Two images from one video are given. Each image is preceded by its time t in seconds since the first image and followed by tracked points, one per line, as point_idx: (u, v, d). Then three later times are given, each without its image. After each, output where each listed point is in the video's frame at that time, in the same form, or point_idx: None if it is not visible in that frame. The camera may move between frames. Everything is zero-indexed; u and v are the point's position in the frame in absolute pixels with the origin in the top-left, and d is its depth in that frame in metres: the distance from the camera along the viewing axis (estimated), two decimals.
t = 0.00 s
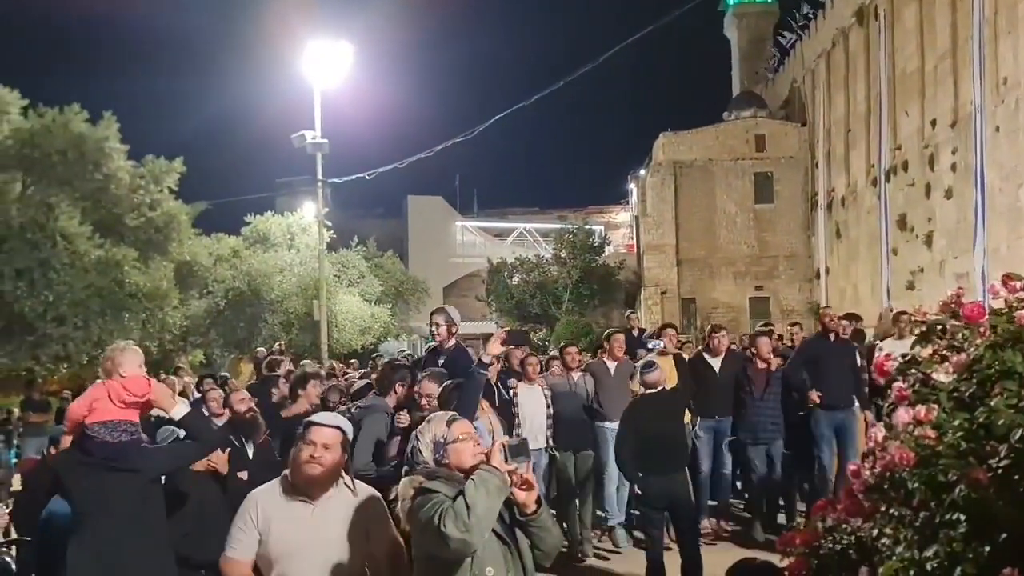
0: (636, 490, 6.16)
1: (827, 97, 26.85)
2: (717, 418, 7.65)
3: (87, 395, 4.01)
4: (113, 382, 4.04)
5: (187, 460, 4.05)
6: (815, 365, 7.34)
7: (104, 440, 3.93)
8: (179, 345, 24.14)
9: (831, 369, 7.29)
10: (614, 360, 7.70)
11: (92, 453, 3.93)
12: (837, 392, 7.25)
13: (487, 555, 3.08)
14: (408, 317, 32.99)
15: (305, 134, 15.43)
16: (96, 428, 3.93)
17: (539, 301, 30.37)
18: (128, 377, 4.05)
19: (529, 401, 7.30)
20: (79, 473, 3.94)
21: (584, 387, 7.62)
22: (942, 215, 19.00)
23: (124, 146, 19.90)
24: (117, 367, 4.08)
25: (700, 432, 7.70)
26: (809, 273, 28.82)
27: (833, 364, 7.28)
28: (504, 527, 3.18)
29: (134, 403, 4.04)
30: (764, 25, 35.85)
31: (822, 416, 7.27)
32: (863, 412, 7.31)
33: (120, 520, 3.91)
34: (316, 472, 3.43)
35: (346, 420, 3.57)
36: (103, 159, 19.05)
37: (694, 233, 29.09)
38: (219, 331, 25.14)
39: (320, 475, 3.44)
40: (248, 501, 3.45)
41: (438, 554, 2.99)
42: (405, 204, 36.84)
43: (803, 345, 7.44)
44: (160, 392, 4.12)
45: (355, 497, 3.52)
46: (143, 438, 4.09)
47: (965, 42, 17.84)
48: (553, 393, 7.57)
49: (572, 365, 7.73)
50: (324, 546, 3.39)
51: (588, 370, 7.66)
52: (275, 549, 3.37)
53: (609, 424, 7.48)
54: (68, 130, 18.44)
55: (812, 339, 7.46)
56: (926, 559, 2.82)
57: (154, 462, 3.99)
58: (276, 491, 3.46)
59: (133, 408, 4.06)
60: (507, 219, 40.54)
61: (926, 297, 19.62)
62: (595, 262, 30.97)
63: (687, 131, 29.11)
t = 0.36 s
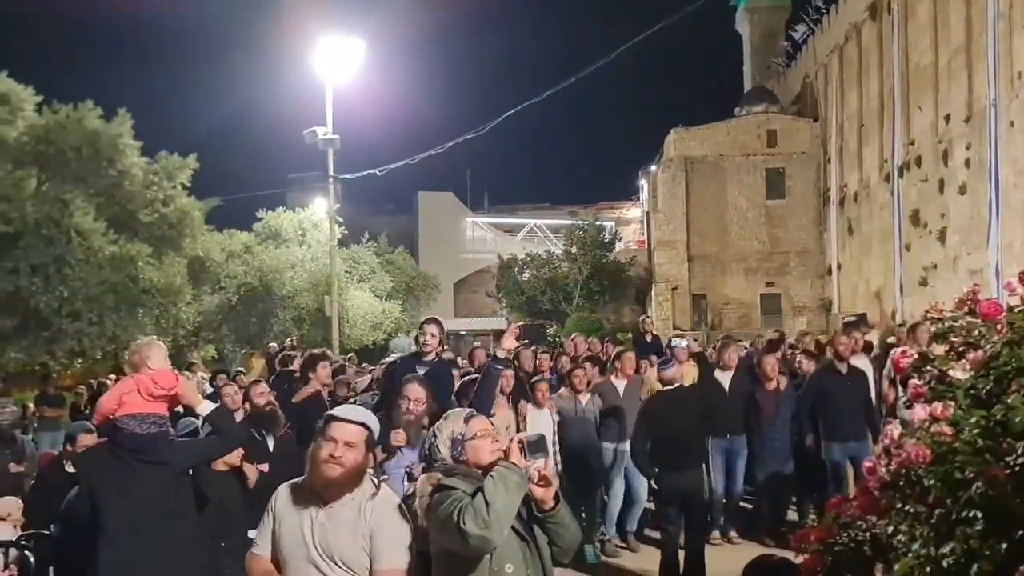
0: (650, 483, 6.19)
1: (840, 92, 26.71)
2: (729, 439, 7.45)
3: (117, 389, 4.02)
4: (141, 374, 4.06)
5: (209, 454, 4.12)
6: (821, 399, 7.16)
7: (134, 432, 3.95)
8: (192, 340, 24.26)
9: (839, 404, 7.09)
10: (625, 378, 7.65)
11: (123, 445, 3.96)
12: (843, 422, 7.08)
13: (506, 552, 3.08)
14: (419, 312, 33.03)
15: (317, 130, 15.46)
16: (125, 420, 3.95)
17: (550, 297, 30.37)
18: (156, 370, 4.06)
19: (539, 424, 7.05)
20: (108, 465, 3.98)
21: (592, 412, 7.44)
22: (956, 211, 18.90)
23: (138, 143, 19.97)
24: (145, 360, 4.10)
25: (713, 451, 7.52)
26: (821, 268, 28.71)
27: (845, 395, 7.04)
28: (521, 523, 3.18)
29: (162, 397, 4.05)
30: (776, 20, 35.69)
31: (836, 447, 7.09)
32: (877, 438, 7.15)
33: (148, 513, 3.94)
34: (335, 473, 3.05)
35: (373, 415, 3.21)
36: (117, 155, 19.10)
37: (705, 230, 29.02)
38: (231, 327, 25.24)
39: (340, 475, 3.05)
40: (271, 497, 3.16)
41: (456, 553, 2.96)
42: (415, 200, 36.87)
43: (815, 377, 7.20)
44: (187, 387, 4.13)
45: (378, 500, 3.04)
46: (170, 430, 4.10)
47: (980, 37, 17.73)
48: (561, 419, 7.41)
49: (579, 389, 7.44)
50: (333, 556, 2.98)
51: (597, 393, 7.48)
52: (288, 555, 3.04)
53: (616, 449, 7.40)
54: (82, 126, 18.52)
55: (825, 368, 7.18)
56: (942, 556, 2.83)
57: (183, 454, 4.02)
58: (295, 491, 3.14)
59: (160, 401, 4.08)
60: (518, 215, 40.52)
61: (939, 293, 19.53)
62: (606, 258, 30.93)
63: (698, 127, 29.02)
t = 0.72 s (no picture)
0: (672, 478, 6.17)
1: (858, 88, 26.50)
2: (744, 431, 7.17)
3: (169, 390, 4.13)
4: (190, 374, 4.17)
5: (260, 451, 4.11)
6: (840, 373, 7.31)
7: (185, 430, 3.99)
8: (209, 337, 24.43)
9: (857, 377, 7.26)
10: (642, 365, 7.58)
11: (177, 443, 4.02)
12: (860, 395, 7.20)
13: (531, 553, 3.07)
14: (434, 309, 33.08)
15: (333, 127, 15.51)
16: (175, 419, 4.01)
17: (566, 294, 30.37)
18: (205, 370, 4.16)
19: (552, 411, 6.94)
20: (167, 465, 4.06)
21: (610, 395, 7.56)
22: (975, 208, 18.74)
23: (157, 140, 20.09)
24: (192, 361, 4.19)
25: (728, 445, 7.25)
26: (839, 266, 28.54)
27: (862, 370, 7.21)
28: (545, 524, 3.20)
29: (208, 395, 4.14)
30: (793, 15, 35.45)
31: (854, 420, 7.24)
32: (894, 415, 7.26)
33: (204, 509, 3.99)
34: (349, 500, 2.67)
35: (391, 430, 2.84)
36: (137, 153, 19.22)
37: (721, 227, 28.90)
38: (247, 324, 25.41)
39: (355, 503, 2.67)
40: (277, 526, 2.81)
41: (481, 555, 2.96)
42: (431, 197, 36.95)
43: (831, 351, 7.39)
44: (235, 387, 4.20)
45: (400, 533, 2.67)
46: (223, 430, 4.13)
47: (1001, 32, 17.55)
48: (578, 403, 7.59)
49: (597, 372, 7.64)
50: None
51: (613, 377, 7.58)
52: None
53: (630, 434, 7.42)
54: (103, 124, 18.65)
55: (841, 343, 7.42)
56: (967, 556, 2.84)
57: (234, 452, 4.05)
58: (307, 520, 2.76)
59: (208, 399, 4.16)
60: (533, 212, 40.51)
61: (958, 290, 19.38)
62: (622, 255, 30.85)
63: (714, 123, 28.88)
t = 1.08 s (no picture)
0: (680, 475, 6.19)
1: (871, 83, 26.34)
2: (759, 418, 7.32)
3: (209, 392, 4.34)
4: (229, 376, 4.34)
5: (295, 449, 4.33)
6: (855, 372, 7.27)
7: (224, 430, 4.23)
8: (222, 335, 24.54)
9: (871, 379, 7.23)
10: (654, 355, 7.64)
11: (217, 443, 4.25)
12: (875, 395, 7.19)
13: (550, 560, 3.08)
14: (445, 306, 33.14)
15: (345, 125, 15.55)
16: (215, 419, 4.26)
17: (577, 290, 30.39)
18: (244, 373, 4.33)
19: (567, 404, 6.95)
20: (209, 462, 4.31)
21: (622, 390, 7.58)
22: (989, 204, 18.63)
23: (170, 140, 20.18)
24: (234, 362, 4.36)
25: (742, 429, 7.37)
26: (851, 262, 28.42)
27: (876, 368, 7.20)
28: (563, 531, 3.20)
29: (246, 397, 4.31)
30: (805, 10, 35.26)
31: (868, 421, 7.21)
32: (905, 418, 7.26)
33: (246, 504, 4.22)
34: (407, 553, 2.09)
35: (458, 465, 2.24)
36: (151, 152, 19.32)
37: (733, 223, 28.82)
38: (261, 322, 25.46)
39: (415, 557, 2.09)
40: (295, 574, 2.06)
41: (497, 562, 2.94)
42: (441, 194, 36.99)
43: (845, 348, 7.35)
44: (274, 390, 4.37)
45: None
46: (261, 428, 4.34)
47: (1015, 27, 17.42)
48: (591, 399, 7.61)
49: (610, 369, 7.66)
50: None
51: (625, 372, 7.61)
52: None
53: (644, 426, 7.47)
54: (117, 124, 18.76)
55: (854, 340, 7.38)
56: (985, 560, 3.12)
57: (270, 451, 4.25)
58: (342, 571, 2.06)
59: (246, 400, 4.33)
60: (544, 209, 40.50)
61: (972, 288, 19.27)
62: (633, 252, 30.80)
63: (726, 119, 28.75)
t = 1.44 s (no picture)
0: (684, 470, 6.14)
1: (883, 74, 26.09)
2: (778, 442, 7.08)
3: (233, 389, 4.25)
4: (255, 376, 4.31)
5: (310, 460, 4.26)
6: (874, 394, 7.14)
7: (250, 424, 4.18)
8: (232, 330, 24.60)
9: (890, 396, 7.11)
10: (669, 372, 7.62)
11: (241, 438, 4.19)
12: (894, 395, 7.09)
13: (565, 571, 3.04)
14: (455, 300, 33.10)
15: (352, 119, 15.49)
16: (240, 417, 4.19)
17: (587, 284, 30.33)
18: (271, 373, 4.33)
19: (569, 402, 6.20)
20: (228, 457, 4.22)
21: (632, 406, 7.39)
22: (1003, 196, 18.44)
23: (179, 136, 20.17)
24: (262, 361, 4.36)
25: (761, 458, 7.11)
26: (864, 254, 28.19)
27: (896, 394, 7.10)
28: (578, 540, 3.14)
29: (270, 396, 4.26)
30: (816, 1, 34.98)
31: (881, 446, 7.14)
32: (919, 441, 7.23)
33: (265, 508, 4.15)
34: None
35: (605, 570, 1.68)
36: (160, 149, 19.31)
37: (743, 215, 28.65)
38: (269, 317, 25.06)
39: None
40: None
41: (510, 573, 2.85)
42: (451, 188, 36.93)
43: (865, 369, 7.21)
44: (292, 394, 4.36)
45: None
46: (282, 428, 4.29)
47: None
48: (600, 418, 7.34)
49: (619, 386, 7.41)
50: None
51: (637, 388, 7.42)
52: None
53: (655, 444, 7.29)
54: (125, 121, 18.76)
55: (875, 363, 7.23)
56: (999, 563, 3.31)
57: (290, 451, 4.23)
58: None
59: (269, 399, 4.28)
60: (554, 202, 40.39)
61: (985, 281, 19.08)
62: (644, 245, 30.64)
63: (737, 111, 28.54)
